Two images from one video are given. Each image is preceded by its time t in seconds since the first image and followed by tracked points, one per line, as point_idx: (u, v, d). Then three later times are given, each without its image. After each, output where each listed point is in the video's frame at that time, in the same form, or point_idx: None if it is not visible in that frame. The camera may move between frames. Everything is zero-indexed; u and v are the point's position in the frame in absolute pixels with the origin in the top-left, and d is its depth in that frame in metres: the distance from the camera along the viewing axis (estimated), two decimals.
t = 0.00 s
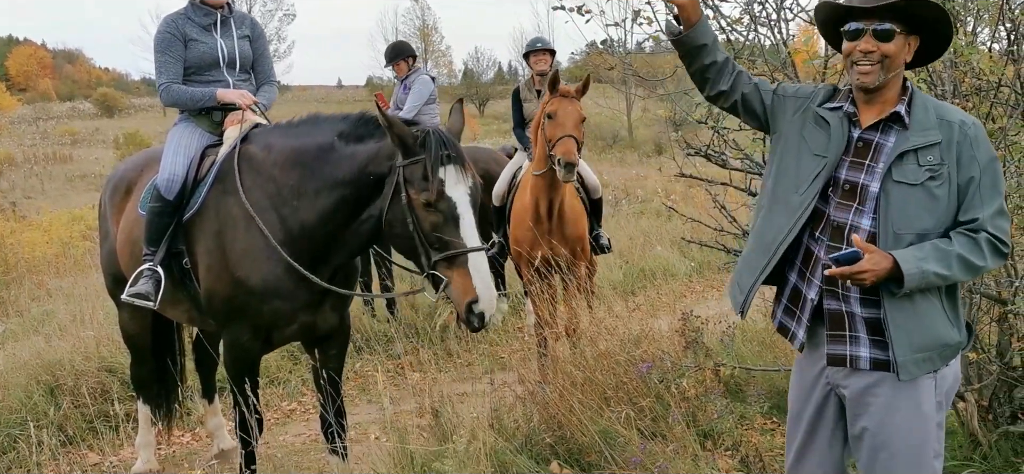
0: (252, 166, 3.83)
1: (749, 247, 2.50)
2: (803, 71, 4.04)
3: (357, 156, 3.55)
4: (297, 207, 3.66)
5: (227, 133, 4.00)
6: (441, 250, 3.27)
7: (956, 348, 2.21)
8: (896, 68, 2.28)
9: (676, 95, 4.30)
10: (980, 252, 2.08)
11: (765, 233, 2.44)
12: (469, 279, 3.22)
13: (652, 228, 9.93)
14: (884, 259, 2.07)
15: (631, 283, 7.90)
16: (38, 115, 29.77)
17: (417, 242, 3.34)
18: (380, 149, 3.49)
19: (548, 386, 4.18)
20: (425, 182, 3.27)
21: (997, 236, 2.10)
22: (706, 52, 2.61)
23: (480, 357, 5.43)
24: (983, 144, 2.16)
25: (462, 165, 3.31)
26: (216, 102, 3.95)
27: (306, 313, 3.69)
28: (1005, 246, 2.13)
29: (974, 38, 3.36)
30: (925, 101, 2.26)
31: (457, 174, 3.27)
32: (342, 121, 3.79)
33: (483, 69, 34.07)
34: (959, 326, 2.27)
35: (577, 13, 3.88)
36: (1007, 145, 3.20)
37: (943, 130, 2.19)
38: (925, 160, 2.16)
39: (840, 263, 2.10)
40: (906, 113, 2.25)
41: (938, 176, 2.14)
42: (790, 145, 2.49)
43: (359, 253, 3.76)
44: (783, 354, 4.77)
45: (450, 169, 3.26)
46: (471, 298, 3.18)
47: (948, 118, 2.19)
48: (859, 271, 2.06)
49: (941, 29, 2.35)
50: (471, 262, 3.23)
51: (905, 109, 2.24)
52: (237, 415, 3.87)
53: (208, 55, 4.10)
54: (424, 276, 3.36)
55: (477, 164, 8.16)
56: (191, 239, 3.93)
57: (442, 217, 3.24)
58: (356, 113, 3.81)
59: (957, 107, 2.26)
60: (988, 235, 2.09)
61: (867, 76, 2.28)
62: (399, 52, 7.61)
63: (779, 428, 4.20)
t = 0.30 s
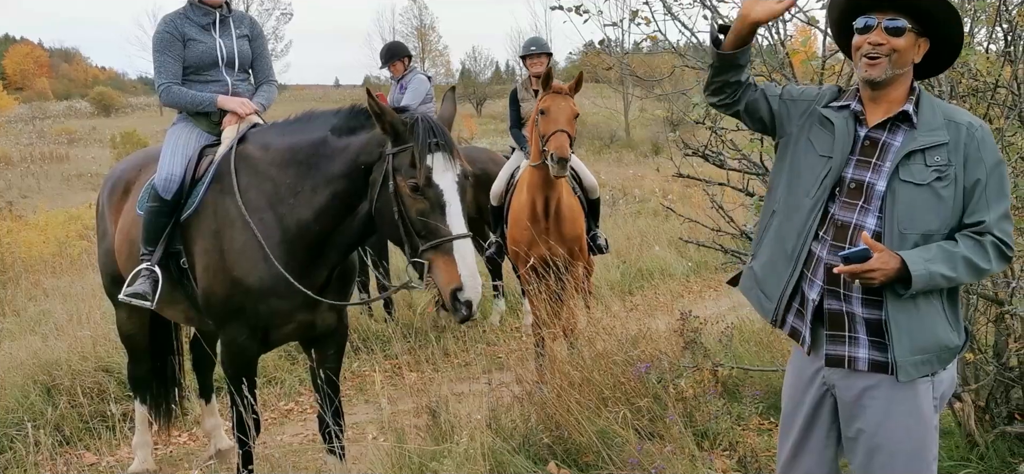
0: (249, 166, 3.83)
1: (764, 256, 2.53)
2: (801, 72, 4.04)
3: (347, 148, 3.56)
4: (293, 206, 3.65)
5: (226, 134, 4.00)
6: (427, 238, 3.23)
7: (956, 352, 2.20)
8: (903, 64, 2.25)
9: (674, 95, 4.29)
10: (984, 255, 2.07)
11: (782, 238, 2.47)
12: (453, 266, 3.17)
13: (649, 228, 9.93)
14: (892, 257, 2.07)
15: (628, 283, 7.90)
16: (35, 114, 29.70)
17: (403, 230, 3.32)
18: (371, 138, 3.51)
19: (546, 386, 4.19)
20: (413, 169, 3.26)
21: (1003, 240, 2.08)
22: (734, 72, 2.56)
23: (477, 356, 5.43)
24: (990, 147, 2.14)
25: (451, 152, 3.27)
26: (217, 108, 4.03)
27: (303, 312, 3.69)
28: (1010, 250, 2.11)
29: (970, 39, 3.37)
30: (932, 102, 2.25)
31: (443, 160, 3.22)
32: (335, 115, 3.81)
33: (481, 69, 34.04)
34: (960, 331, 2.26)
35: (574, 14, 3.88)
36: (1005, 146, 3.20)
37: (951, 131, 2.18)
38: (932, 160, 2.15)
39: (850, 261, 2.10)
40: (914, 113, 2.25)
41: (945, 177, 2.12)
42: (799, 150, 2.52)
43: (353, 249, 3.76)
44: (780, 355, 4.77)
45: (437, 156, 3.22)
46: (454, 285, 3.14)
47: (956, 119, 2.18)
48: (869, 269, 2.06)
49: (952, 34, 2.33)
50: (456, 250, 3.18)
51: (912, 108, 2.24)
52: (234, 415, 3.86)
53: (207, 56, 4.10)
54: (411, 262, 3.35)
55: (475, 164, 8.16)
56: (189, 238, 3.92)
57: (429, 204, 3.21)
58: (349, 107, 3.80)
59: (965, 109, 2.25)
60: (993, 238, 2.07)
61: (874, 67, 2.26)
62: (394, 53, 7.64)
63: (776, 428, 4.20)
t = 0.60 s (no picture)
0: (242, 166, 3.82)
1: (771, 270, 2.56)
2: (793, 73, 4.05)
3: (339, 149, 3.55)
4: (287, 207, 3.64)
5: (219, 133, 3.98)
6: (418, 240, 3.24)
7: (953, 355, 2.21)
8: (902, 67, 2.27)
9: (667, 96, 4.30)
10: (985, 258, 2.09)
11: (783, 250, 2.50)
12: (446, 270, 3.18)
13: (643, 228, 9.95)
14: (897, 262, 2.07)
15: (622, 284, 7.92)
16: (26, 114, 29.53)
17: (395, 232, 3.33)
18: (362, 139, 3.50)
19: (539, 387, 4.19)
20: (403, 170, 3.26)
21: (1003, 243, 2.09)
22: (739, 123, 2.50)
23: (470, 357, 5.43)
24: (990, 150, 2.15)
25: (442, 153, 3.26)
26: (212, 112, 4.03)
27: (296, 313, 3.68)
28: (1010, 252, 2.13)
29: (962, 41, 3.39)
30: (930, 105, 2.26)
31: (434, 161, 3.22)
32: (327, 116, 3.80)
33: (474, 69, 34.01)
34: (957, 335, 2.27)
35: (568, 14, 3.87)
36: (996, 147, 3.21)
37: (948, 133, 2.19)
38: (929, 163, 2.16)
39: (854, 263, 2.09)
40: (911, 115, 2.26)
41: (943, 180, 2.14)
42: (795, 159, 2.54)
43: (346, 249, 3.75)
44: (772, 354, 4.79)
45: (427, 156, 3.21)
46: (446, 288, 3.15)
47: (954, 122, 2.19)
48: (874, 271, 2.06)
49: (952, 39, 2.34)
50: (448, 253, 3.19)
51: (909, 111, 2.26)
52: (226, 416, 3.85)
53: (199, 55, 4.09)
54: (401, 264, 3.35)
55: (468, 164, 8.16)
56: (182, 239, 3.91)
57: (419, 206, 3.21)
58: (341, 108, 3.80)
59: (962, 111, 2.26)
60: (994, 240, 2.09)
61: (873, 68, 2.27)
62: (386, 53, 7.62)
63: (769, 428, 4.22)
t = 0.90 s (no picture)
0: (240, 174, 3.82)
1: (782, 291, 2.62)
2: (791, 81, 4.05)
3: (336, 158, 3.56)
4: (284, 214, 3.65)
5: (217, 141, 3.98)
6: (412, 246, 3.24)
7: (951, 363, 2.20)
8: (894, 74, 2.28)
9: (664, 104, 4.31)
10: (980, 257, 2.04)
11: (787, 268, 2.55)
12: (438, 275, 3.17)
13: (642, 235, 9.94)
14: (886, 247, 2.04)
15: (620, 291, 7.92)
16: (26, 120, 29.57)
17: (389, 238, 3.32)
18: (357, 146, 3.50)
19: (537, 394, 4.19)
20: (397, 176, 3.27)
21: (999, 243, 2.05)
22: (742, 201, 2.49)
23: (468, 365, 5.42)
24: (986, 153, 2.12)
25: (437, 160, 3.27)
26: (211, 120, 4.04)
27: (294, 321, 3.68)
28: (1009, 255, 2.09)
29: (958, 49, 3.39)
30: (924, 110, 2.25)
31: (428, 167, 3.23)
32: (323, 123, 3.80)
33: (473, 75, 34.09)
34: (959, 343, 2.25)
35: (567, 22, 3.86)
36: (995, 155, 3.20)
37: (943, 140, 2.17)
38: (923, 170, 2.16)
39: (838, 237, 2.06)
40: (904, 123, 2.25)
41: (937, 186, 2.14)
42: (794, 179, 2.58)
43: (343, 256, 3.74)
44: (770, 362, 4.78)
45: (421, 163, 3.22)
46: (438, 293, 3.14)
47: (948, 128, 2.17)
48: (857, 248, 2.02)
49: (946, 43, 2.34)
50: (441, 259, 3.18)
51: (902, 119, 2.25)
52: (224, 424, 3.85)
53: (198, 64, 4.10)
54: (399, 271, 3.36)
55: (467, 172, 8.16)
56: (180, 247, 3.91)
57: (413, 212, 3.21)
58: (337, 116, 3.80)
59: (960, 117, 2.24)
60: (988, 240, 2.05)
61: (864, 76, 2.29)
62: (385, 61, 7.64)
63: (768, 436, 4.21)
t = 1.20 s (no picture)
0: (234, 205, 3.82)
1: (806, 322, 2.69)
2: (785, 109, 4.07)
3: (329, 190, 3.56)
4: (278, 246, 3.63)
5: (212, 172, 3.97)
6: (404, 280, 3.22)
7: (928, 405, 2.08)
8: (843, 117, 2.25)
9: (660, 133, 4.33)
10: (898, 307, 1.99)
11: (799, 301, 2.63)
12: (431, 311, 3.17)
13: (638, 262, 9.92)
14: (812, 302, 2.19)
15: (617, 318, 7.88)
16: (23, 148, 29.63)
17: (381, 274, 3.31)
18: (349, 179, 3.50)
19: (533, 426, 4.14)
20: (387, 210, 3.26)
21: (921, 294, 1.96)
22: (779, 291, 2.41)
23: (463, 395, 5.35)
24: (929, 192, 2.00)
25: (428, 193, 3.26)
26: (205, 151, 4.03)
27: (288, 353, 3.64)
28: (947, 305, 1.95)
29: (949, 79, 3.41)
30: (886, 148, 2.19)
31: (419, 201, 3.22)
32: (316, 155, 3.80)
33: (470, 102, 34.36)
34: (948, 384, 2.10)
35: (562, 52, 3.88)
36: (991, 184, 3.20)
37: (896, 180, 2.09)
38: (873, 213, 2.12)
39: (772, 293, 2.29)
40: (863, 166, 2.22)
41: (883, 230, 2.09)
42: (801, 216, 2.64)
43: (336, 287, 3.72)
44: (768, 390, 4.73)
45: (412, 197, 3.22)
46: (432, 330, 3.13)
47: (901, 169, 2.09)
48: (781, 303, 2.24)
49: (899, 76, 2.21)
50: (433, 292, 3.17)
51: (860, 163, 2.22)
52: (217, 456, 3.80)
53: (192, 95, 4.11)
54: (388, 304, 3.34)
55: (463, 199, 8.16)
56: (174, 278, 3.89)
57: (403, 246, 3.20)
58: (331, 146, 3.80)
59: (936, 155, 2.09)
60: (910, 290, 1.99)
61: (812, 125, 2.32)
62: (382, 90, 7.68)
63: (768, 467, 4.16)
